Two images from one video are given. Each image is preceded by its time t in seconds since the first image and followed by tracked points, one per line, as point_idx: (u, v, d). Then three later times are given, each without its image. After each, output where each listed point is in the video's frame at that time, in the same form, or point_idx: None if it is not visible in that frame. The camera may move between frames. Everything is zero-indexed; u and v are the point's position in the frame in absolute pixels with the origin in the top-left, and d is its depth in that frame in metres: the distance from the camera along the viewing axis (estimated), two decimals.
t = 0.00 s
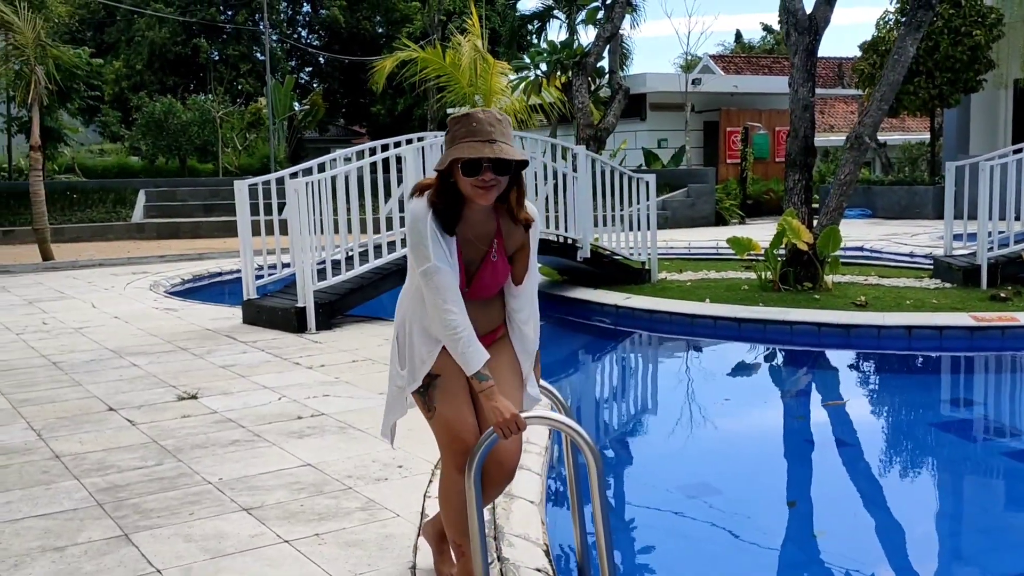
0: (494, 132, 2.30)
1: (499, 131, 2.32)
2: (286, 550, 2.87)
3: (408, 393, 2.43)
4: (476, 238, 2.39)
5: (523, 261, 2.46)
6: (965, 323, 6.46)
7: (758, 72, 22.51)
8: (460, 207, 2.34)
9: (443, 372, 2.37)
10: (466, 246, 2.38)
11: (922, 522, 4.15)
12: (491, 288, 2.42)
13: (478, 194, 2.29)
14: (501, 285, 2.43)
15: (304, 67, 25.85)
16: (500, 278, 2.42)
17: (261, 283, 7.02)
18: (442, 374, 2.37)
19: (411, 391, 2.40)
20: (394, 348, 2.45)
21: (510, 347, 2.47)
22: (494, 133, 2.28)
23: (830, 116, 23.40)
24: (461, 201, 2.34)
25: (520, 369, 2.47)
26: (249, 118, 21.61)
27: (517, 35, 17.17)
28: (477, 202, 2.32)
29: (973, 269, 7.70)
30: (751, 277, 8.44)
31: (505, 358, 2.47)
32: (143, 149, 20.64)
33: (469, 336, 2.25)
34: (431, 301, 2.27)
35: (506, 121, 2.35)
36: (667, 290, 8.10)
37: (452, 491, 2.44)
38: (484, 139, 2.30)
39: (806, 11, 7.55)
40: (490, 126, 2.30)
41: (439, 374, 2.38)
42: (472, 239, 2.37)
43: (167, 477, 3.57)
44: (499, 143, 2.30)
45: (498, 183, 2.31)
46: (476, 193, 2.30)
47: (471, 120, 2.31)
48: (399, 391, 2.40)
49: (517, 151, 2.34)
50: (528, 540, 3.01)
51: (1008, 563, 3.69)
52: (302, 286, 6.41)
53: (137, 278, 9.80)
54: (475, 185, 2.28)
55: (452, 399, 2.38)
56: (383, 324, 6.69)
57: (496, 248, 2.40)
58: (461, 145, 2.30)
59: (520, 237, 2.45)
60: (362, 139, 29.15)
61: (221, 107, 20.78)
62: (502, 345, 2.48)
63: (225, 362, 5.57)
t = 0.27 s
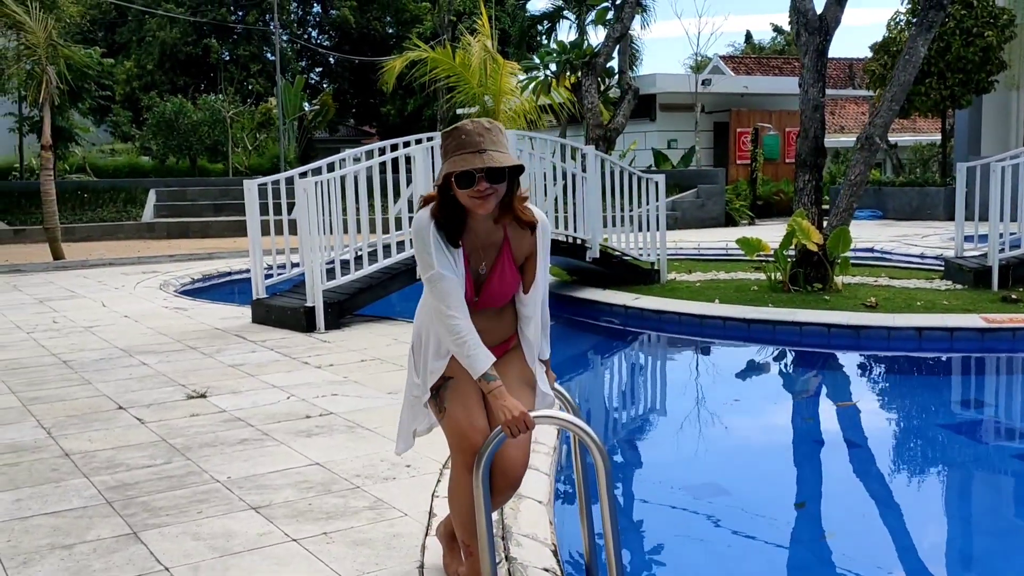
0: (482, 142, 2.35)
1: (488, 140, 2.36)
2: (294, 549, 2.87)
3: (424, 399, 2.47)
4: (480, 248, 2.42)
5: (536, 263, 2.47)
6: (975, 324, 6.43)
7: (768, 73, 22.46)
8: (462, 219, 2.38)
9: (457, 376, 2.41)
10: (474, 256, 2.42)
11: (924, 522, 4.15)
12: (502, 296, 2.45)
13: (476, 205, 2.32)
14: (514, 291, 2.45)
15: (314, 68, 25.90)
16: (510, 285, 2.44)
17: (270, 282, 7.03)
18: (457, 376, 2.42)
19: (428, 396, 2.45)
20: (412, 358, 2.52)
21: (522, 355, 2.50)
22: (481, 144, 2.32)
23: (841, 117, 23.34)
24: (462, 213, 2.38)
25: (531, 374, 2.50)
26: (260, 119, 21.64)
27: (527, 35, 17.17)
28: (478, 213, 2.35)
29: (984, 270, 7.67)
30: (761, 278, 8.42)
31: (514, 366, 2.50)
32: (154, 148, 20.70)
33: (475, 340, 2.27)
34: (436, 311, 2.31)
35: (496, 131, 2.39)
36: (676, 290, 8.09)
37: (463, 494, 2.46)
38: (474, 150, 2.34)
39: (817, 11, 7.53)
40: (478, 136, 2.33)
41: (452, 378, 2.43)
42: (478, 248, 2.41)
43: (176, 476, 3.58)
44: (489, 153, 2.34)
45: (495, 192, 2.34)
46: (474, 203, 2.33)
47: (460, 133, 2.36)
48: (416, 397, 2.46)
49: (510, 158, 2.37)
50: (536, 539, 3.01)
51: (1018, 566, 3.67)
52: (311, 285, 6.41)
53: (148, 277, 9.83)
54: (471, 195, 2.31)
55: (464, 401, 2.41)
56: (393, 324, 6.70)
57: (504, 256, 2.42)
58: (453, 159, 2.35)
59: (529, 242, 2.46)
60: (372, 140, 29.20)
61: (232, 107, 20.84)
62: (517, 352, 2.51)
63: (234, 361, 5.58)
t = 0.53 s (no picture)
0: (491, 140, 2.36)
1: (497, 138, 2.36)
2: (301, 549, 2.87)
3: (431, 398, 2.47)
4: (491, 245, 2.42)
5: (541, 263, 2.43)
6: (984, 325, 6.40)
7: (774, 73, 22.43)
8: (472, 216, 2.39)
9: (466, 374, 2.43)
10: (485, 252, 2.42)
11: (933, 525, 4.12)
12: (515, 294, 2.45)
13: (485, 203, 2.33)
14: (525, 289, 2.44)
15: (320, 67, 25.91)
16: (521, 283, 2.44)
17: (276, 281, 7.02)
18: (464, 377, 2.43)
19: (433, 398, 2.45)
20: (421, 358, 2.53)
21: (528, 355, 2.49)
22: (490, 142, 2.32)
23: (848, 117, 23.28)
24: (473, 210, 2.39)
25: (538, 373, 2.49)
26: (266, 118, 21.64)
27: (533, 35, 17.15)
28: (487, 210, 2.35)
29: (992, 271, 7.65)
30: (768, 279, 8.39)
31: (521, 368, 2.49)
32: (160, 148, 20.71)
33: (486, 337, 2.28)
34: (447, 308, 2.32)
35: (505, 128, 2.39)
36: (682, 291, 8.07)
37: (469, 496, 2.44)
38: (482, 148, 2.35)
39: (825, 11, 7.51)
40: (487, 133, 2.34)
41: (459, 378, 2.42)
42: (489, 244, 2.42)
43: (182, 475, 3.57)
44: (497, 150, 2.34)
45: (504, 189, 2.34)
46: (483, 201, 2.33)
47: (468, 131, 2.36)
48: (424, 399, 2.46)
49: (518, 155, 2.38)
50: (543, 540, 3.00)
51: None
52: (317, 285, 6.40)
53: (154, 276, 9.83)
54: (480, 193, 2.31)
55: (470, 401, 2.40)
56: (399, 323, 6.69)
57: (514, 253, 2.42)
58: (461, 156, 2.36)
59: (539, 240, 2.44)
60: (378, 139, 29.20)
61: (238, 106, 20.84)
62: (523, 352, 2.50)
63: (240, 361, 5.57)
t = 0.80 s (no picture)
0: (492, 133, 2.31)
1: (499, 131, 2.32)
2: (303, 551, 2.85)
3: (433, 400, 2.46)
4: (497, 238, 2.42)
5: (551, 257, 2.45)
6: (985, 326, 6.39)
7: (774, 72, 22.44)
8: (477, 211, 2.38)
9: (469, 375, 2.41)
10: (492, 247, 2.42)
11: (937, 526, 4.10)
12: (525, 288, 2.43)
13: (489, 197, 2.31)
14: (534, 281, 2.44)
15: (320, 65, 25.89)
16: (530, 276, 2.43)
17: (276, 280, 7.00)
18: (466, 378, 2.42)
19: (436, 399, 2.43)
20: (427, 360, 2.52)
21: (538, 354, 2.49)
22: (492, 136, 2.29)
23: (848, 117, 23.27)
24: (477, 205, 2.37)
25: (547, 371, 2.48)
26: (265, 116, 21.61)
27: (533, 34, 17.14)
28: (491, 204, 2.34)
29: (993, 271, 7.64)
30: (769, 278, 8.38)
31: (530, 367, 2.48)
32: (159, 145, 20.69)
33: (495, 334, 2.27)
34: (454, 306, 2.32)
35: (506, 120, 2.35)
36: (683, 290, 8.05)
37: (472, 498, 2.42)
38: (483, 143, 2.31)
39: (827, 11, 7.49)
40: (489, 126, 2.31)
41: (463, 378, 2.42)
42: (495, 238, 2.41)
43: (183, 476, 3.55)
44: (499, 144, 2.31)
45: (507, 182, 2.32)
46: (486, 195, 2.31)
47: (469, 125, 2.32)
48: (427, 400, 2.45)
49: (520, 148, 2.34)
50: (547, 543, 2.98)
51: None
52: (317, 284, 6.38)
53: (154, 274, 9.82)
54: (483, 188, 2.30)
55: (473, 402, 2.39)
56: (399, 323, 6.67)
57: (521, 245, 2.42)
58: (463, 151, 2.33)
59: (545, 229, 2.46)
60: (377, 138, 29.19)
61: (238, 104, 20.81)
62: (533, 352, 2.50)
63: (240, 360, 5.56)
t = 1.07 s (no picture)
0: (486, 126, 2.29)
1: (493, 122, 2.30)
2: (301, 552, 2.82)
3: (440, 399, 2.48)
4: (500, 232, 2.40)
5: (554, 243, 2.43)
6: (982, 325, 6.37)
7: (768, 71, 22.44)
8: (478, 205, 2.35)
9: (476, 373, 2.42)
10: (496, 241, 2.40)
11: (936, 525, 4.08)
12: (531, 281, 2.41)
13: (487, 189, 2.28)
14: (539, 274, 2.42)
15: (313, 62, 25.83)
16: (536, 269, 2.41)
17: (272, 277, 6.97)
18: (474, 376, 2.43)
19: (445, 398, 2.46)
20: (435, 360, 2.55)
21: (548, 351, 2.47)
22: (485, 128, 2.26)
23: (842, 115, 23.28)
24: (476, 199, 2.35)
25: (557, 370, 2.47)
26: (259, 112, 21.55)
27: (528, 31, 17.11)
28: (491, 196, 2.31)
29: (989, 270, 7.63)
30: (765, 277, 8.37)
31: (539, 364, 2.46)
32: (152, 142, 20.61)
33: (497, 331, 2.24)
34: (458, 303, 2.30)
35: (499, 111, 2.33)
36: (679, 289, 8.03)
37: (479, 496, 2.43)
38: (478, 135, 2.29)
39: (824, 9, 7.47)
40: (483, 118, 2.29)
41: (471, 376, 2.43)
42: (497, 231, 2.39)
43: (179, 475, 3.52)
44: (494, 135, 2.28)
45: (505, 173, 2.29)
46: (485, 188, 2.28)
47: (463, 119, 2.30)
48: (434, 399, 2.47)
49: (515, 137, 2.32)
50: (548, 543, 2.96)
51: None
52: (313, 281, 6.34)
53: (147, 271, 9.77)
54: (481, 180, 2.27)
55: (480, 402, 2.41)
56: (395, 320, 6.64)
57: (525, 236, 2.40)
58: (458, 145, 2.30)
59: (548, 219, 2.45)
60: (371, 135, 29.14)
61: (231, 101, 20.73)
62: (542, 349, 2.48)
63: (235, 358, 5.52)
